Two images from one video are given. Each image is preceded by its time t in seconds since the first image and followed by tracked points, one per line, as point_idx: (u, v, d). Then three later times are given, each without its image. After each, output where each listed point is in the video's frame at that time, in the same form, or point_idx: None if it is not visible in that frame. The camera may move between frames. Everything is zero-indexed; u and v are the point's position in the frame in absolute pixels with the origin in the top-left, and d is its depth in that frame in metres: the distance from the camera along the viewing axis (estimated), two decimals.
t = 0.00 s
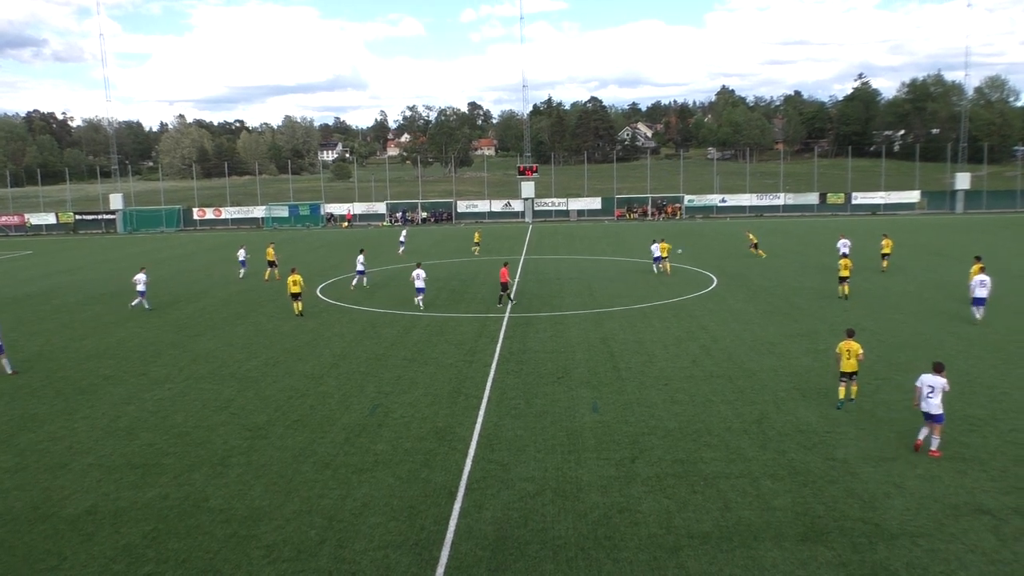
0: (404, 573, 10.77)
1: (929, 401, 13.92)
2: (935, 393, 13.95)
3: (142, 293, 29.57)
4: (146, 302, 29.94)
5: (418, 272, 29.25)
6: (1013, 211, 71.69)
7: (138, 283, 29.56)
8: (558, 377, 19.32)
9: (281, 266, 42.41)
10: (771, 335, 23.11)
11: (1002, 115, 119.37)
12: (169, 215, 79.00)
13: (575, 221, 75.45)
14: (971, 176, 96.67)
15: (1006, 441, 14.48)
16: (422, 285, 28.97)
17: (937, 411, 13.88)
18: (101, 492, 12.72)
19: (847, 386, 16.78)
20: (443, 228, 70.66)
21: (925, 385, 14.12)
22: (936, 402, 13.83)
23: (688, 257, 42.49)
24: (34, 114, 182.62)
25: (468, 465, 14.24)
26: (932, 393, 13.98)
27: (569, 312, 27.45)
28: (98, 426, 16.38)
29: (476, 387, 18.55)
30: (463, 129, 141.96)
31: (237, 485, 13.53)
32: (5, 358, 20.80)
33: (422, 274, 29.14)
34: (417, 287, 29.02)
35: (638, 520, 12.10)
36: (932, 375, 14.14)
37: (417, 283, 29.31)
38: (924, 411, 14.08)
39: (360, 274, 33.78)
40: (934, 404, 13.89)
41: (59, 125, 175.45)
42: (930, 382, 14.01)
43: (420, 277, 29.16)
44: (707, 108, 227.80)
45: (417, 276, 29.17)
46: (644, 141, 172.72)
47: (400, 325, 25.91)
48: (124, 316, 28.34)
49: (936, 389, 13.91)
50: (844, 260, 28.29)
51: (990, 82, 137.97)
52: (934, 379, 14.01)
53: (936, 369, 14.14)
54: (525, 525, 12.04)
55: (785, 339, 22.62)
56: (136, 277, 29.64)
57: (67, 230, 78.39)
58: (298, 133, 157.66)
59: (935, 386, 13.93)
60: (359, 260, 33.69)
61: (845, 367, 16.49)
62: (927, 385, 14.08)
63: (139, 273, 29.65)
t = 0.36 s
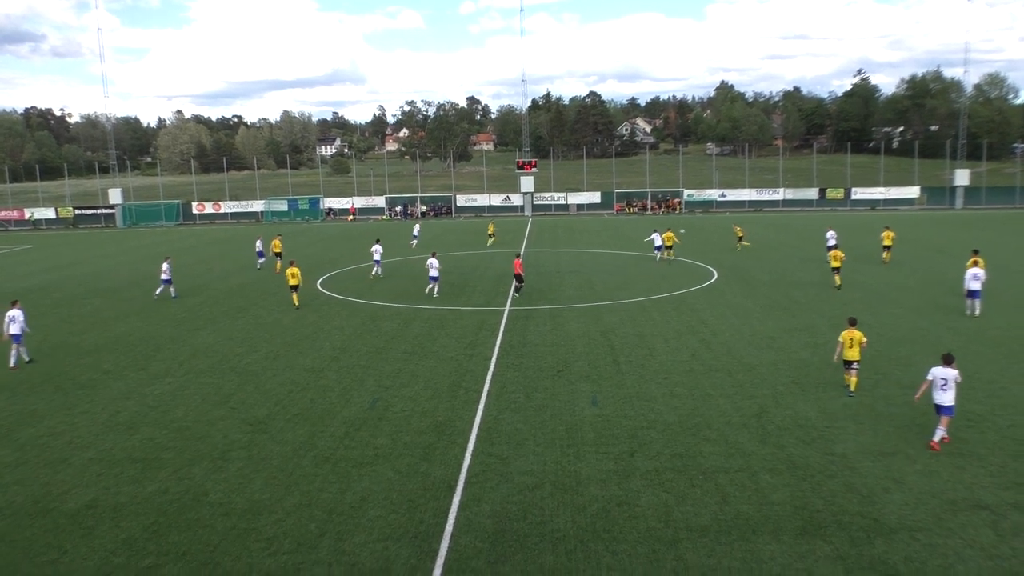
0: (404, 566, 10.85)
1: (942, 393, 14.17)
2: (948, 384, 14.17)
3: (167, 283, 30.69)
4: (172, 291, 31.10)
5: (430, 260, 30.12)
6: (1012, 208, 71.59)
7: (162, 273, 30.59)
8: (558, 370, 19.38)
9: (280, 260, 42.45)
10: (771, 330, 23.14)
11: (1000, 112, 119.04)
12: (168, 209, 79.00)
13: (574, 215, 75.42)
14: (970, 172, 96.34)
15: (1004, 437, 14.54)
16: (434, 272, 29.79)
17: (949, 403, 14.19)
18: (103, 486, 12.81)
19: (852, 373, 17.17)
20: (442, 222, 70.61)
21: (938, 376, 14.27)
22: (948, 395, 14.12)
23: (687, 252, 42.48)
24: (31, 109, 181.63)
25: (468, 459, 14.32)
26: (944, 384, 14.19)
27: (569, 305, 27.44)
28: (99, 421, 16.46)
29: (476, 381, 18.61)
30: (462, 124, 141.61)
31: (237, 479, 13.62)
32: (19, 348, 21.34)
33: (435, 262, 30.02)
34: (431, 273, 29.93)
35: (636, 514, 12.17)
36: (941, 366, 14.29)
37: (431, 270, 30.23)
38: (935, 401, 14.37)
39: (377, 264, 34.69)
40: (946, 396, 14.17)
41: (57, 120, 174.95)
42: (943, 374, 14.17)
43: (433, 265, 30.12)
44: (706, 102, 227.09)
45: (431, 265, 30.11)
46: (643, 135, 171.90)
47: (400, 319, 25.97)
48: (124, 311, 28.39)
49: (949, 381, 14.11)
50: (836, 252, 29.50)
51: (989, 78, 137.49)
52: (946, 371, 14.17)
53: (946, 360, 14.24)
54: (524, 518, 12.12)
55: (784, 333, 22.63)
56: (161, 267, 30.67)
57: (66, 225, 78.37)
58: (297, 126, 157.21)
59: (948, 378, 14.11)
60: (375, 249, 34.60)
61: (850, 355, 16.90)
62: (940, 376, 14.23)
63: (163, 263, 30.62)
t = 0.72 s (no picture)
0: (407, 560, 10.85)
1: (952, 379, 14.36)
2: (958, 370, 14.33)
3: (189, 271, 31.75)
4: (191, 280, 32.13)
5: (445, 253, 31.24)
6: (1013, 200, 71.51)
7: (184, 262, 31.63)
8: (559, 364, 19.40)
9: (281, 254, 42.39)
10: (771, 323, 23.17)
11: (1002, 104, 118.84)
12: (168, 203, 78.93)
13: (575, 209, 75.34)
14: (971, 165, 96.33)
15: (1005, 429, 14.57)
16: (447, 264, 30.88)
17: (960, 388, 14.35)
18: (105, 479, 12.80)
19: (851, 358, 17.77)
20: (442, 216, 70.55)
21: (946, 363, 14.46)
22: (958, 381, 14.29)
23: (687, 245, 42.47)
24: (31, 103, 181.20)
25: (469, 452, 14.33)
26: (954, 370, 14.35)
27: (570, 300, 27.44)
28: (102, 414, 16.49)
29: (477, 374, 18.61)
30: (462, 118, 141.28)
31: (239, 473, 13.62)
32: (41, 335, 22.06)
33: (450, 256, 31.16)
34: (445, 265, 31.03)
35: (638, 507, 12.20)
36: (951, 353, 14.42)
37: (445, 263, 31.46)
38: (945, 387, 14.55)
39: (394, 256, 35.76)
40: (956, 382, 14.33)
41: (56, 114, 174.56)
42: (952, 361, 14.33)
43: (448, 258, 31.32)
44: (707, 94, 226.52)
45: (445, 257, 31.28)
46: (643, 129, 171.57)
47: (401, 313, 25.98)
48: (126, 305, 28.39)
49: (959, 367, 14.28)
50: (824, 241, 30.42)
51: (992, 69, 137.12)
52: (956, 358, 14.31)
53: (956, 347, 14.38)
54: (525, 511, 12.15)
55: (785, 326, 22.64)
56: (182, 255, 31.69)
57: (66, 220, 78.26)
58: (297, 120, 156.87)
59: (958, 364, 14.27)
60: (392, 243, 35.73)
61: (849, 342, 17.43)
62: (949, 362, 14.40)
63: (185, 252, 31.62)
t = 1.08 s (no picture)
0: (408, 555, 10.84)
1: (964, 372, 14.52)
2: (971, 362, 14.47)
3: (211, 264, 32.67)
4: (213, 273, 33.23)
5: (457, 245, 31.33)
6: (1015, 193, 71.54)
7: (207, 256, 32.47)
8: (560, 361, 19.40)
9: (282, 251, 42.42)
10: (772, 319, 23.16)
11: (1003, 98, 118.88)
12: (169, 200, 78.95)
13: (576, 205, 75.41)
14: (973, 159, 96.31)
15: (1007, 423, 14.58)
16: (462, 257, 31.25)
17: (972, 379, 14.56)
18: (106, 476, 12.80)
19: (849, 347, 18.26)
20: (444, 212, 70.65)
21: (957, 356, 14.60)
22: (970, 372, 14.47)
23: (688, 241, 42.47)
24: (31, 100, 181.09)
25: (470, 448, 14.34)
26: (967, 362, 14.46)
27: (570, 296, 27.44)
28: (104, 411, 16.50)
29: (478, 371, 18.61)
30: (463, 115, 141.30)
31: (241, 470, 13.62)
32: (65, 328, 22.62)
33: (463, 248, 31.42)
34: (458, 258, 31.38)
35: (639, 503, 12.19)
36: (963, 344, 14.57)
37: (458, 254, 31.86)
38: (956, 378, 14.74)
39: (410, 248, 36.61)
40: (969, 374, 14.51)
41: (58, 110, 174.53)
42: (966, 353, 14.44)
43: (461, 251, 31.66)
44: (709, 90, 226.48)
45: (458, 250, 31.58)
46: (644, 125, 171.45)
47: (402, 309, 25.99)
48: (127, 302, 28.40)
49: (972, 360, 14.42)
50: (817, 233, 31.02)
51: (993, 64, 137.16)
52: (968, 350, 14.45)
53: (968, 339, 14.53)
54: (526, 507, 12.14)
55: (786, 322, 22.64)
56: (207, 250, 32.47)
57: (67, 216, 78.23)
58: (298, 117, 156.85)
59: (972, 357, 14.39)
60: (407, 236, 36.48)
61: (849, 334, 17.82)
62: (962, 355, 14.51)
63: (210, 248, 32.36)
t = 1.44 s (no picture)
0: (410, 556, 10.84)
1: (974, 366, 14.61)
2: (981, 357, 14.61)
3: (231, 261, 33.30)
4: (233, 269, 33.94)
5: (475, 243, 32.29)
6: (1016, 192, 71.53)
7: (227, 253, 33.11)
8: (561, 360, 19.41)
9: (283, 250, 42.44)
10: (774, 318, 23.16)
11: (1005, 97, 118.89)
12: (170, 200, 78.99)
13: (577, 205, 75.44)
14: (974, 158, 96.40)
15: (1009, 421, 14.59)
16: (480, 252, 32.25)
17: (981, 375, 14.60)
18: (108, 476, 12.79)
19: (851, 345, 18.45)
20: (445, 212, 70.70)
21: (967, 352, 14.82)
22: (979, 367, 14.54)
23: (690, 241, 42.44)
24: (33, 99, 181.22)
25: (472, 448, 14.34)
26: (977, 357, 14.60)
27: (572, 296, 27.43)
28: (104, 410, 16.48)
29: (479, 371, 18.62)
30: (463, 115, 141.28)
31: (242, 469, 13.62)
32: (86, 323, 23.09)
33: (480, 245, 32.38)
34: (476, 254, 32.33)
35: (641, 502, 12.20)
36: (974, 341, 14.82)
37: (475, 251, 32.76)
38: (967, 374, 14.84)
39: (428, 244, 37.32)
40: (978, 368, 14.59)
41: (59, 111, 174.73)
42: (975, 348, 14.67)
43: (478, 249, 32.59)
44: (710, 88, 226.42)
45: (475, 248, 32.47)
46: (645, 124, 171.87)
47: (404, 309, 25.98)
48: (129, 302, 28.40)
49: (982, 355, 14.58)
50: (806, 231, 31.60)
51: (994, 62, 137.12)
52: (977, 345, 14.68)
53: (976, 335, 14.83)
54: (528, 507, 12.14)
55: (787, 321, 22.61)
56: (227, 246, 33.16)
57: (69, 216, 78.26)
58: (298, 117, 156.90)
59: (981, 351, 14.57)
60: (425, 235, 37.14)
61: (847, 330, 18.03)
62: (972, 350, 14.70)
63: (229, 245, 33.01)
